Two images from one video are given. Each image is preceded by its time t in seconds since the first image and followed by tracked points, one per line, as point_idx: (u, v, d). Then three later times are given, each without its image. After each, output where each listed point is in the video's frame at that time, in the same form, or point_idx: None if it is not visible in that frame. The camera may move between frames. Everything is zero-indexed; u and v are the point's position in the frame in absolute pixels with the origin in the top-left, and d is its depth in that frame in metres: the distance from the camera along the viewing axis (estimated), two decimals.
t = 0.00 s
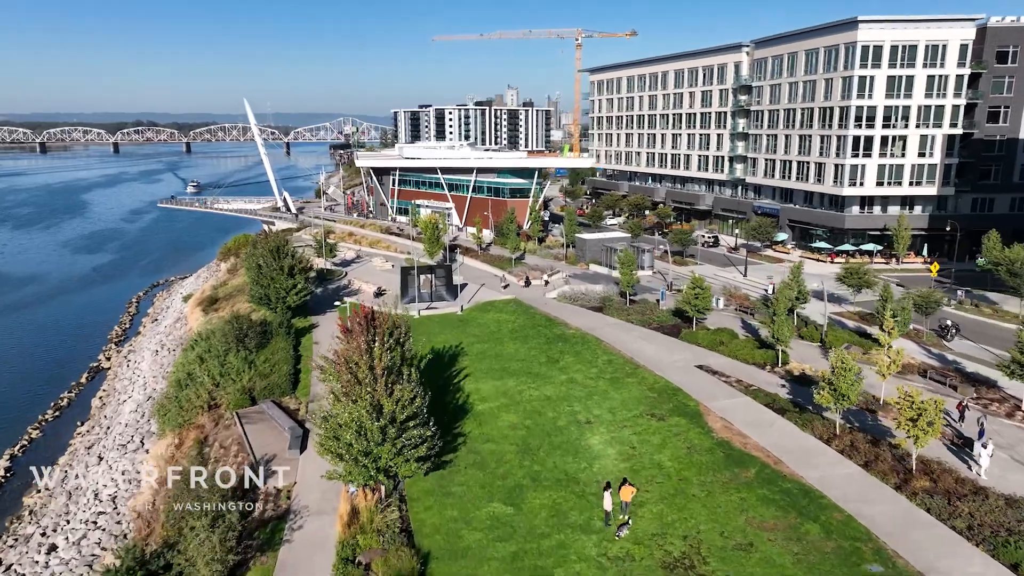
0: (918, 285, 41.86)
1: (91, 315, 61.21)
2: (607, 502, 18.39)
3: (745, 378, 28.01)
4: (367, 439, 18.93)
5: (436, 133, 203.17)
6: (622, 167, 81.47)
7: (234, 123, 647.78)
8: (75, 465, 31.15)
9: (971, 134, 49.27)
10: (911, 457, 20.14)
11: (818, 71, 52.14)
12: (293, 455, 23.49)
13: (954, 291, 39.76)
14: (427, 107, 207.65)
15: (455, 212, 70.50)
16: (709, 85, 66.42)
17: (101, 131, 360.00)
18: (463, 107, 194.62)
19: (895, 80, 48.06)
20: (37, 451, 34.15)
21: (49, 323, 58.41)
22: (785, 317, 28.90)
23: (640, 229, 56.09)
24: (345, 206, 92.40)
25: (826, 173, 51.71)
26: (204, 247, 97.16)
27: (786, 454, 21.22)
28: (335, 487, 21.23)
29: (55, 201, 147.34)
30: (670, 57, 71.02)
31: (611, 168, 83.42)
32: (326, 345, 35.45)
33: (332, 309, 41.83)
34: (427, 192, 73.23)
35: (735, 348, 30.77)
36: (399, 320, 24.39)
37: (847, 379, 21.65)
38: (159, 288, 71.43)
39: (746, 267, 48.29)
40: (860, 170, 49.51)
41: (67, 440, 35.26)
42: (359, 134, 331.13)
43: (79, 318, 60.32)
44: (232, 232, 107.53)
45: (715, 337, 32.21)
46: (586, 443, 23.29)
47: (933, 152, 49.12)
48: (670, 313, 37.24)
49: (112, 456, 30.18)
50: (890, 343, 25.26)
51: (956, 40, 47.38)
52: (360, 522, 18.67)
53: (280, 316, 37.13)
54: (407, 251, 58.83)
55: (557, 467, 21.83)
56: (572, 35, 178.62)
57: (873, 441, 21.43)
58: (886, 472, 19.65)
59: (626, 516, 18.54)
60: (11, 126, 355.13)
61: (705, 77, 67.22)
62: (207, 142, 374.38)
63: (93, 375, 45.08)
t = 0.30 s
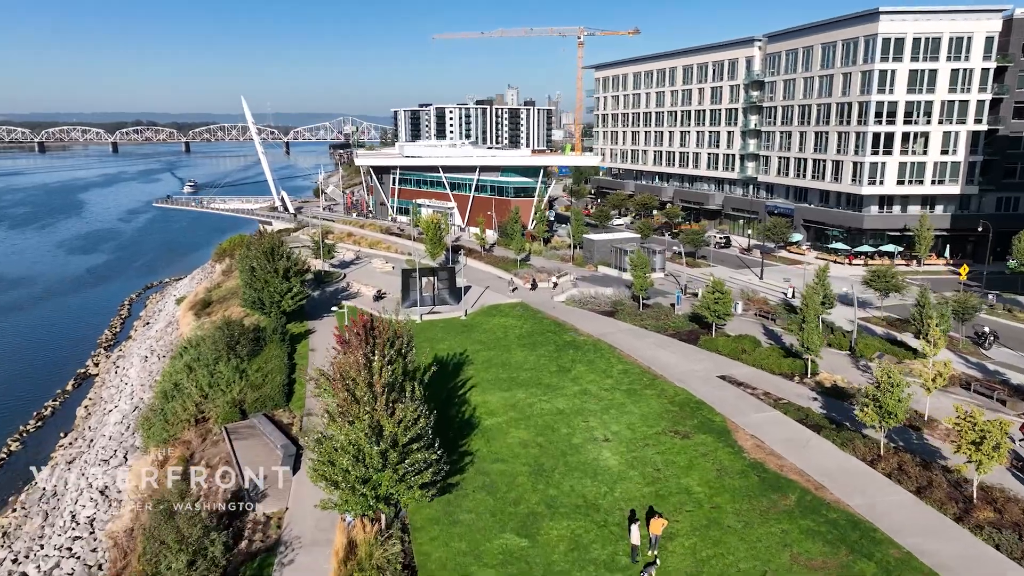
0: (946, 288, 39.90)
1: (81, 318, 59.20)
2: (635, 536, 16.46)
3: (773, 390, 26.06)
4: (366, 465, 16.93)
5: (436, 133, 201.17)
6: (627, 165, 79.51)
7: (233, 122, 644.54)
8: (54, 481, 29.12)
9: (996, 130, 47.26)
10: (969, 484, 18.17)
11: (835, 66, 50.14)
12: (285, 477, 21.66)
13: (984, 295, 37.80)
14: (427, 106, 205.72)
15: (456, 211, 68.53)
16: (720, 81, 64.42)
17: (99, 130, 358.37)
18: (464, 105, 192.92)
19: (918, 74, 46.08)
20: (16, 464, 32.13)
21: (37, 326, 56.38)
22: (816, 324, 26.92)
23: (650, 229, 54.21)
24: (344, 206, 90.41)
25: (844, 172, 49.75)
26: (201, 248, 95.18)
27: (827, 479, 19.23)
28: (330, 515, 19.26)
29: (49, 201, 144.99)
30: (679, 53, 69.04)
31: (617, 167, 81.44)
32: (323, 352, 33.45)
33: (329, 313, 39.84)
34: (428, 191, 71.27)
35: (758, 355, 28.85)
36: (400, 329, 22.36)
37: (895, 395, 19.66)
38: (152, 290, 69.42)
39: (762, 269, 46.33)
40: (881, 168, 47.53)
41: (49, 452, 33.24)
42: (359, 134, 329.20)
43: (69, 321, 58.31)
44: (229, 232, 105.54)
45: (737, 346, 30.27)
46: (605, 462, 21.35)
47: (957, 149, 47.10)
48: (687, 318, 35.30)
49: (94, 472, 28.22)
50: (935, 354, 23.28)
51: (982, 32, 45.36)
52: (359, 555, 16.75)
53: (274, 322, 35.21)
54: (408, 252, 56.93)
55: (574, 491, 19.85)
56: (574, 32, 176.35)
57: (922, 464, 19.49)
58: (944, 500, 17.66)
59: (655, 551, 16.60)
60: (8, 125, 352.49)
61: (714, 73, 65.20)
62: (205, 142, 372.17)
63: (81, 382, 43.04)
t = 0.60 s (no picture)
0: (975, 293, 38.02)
1: (72, 321, 57.20)
2: None
3: (807, 405, 24.12)
4: (367, 499, 14.99)
5: (437, 132, 199.21)
6: (634, 164, 77.59)
7: (232, 122, 642.46)
8: (31, 501, 27.10)
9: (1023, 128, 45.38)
10: None
11: (855, 60, 48.18)
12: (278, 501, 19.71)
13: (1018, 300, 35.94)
14: (428, 105, 203.78)
15: (460, 212, 66.61)
16: (731, 77, 62.49)
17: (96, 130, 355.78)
18: (465, 104, 191.01)
19: (943, 69, 44.16)
20: None
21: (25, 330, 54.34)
22: (852, 334, 24.95)
23: (660, 230, 52.38)
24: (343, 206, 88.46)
25: (864, 171, 47.83)
26: (198, 248, 93.21)
27: (881, 510, 17.28)
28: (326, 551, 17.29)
29: (45, 200, 142.86)
30: (688, 49, 67.10)
31: (623, 166, 79.51)
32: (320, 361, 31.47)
33: (327, 319, 37.89)
34: (430, 191, 69.33)
35: (785, 364, 26.94)
36: (404, 341, 20.37)
37: (956, 417, 17.68)
38: (146, 292, 67.41)
39: (780, 273, 44.43)
40: (903, 167, 45.61)
41: (28, 467, 31.21)
42: (358, 133, 327.09)
43: (59, 323, 56.30)
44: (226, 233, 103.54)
45: (763, 355, 28.31)
46: (629, 488, 19.43)
47: (982, 147, 45.20)
48: (707, 325, 33.36)
49: (74, 492, 26.25)
50: (989, 369, 21.30)
51: (1009, 25, 43.47)
52: None
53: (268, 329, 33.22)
54: (410, 253, 55.05)
55: (598, 522, 17.92)
56: (576, 30, 174.26)
57: (984, 493, 17.55)
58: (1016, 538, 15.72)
59: None
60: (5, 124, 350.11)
61: (726, 69, 63.27)
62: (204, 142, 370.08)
63: (67, 390, 40.95)
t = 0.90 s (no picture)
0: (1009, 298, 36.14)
1: (63, 325, 55.21)
2: None
3: (848, 423, 22.20)
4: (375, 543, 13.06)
5: (438, 131, 197.36)
6: (643, 164, 75.69)
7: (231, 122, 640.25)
8: (9, 523, 25.17)
9: None
10: None
11: (878, 54, 46.25)
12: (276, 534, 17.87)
13: None
14: (429, 104, 201.83)
15: (464, 212, 64.74)
16: (745, 73, 60.61)
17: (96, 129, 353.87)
18: (466, 104, 189.30)
19: (971, 63, 42.30)
20: None
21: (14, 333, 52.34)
22: (898, 346, 22.98)
23: (674, 231, 50.62)
24: (344, 206, 86.52)
25: (887, 170, 45.92)
26: (196, 249, 91.24)
27: (949, 547, 15.44)
28: None
29: (41, 200, 140.74)
30: (699, 44, 65.19)
31: (632, 165, 77.63)
32: (321, 370, 29.53)
33: (328, 325, 36.03)
34: (434, 190, 67.41)
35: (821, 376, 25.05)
36: (414, 358, 18.47)
37: None
38: (141, 295, 65.42)
39: (801, 276, 42.56)
40: (929, 166, 43.71)
41: (9, 484, 29.19)
42: (359, 133, 325.16)
43: (50, 326, 54.32)
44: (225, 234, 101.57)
45: (796, 367, 26.38)
46: (663, 518, 17.60)
47: (1012, 146, 43.34)
48: (731, 333, 31.44)
49: (55, 514, 24.33)
50: None
51: None
52: None
53: (266, 337, 31.30)
54: (414, 255, 53.22)
55: (631, 561, 16.07)
56: (580, 29, 172.07)
57: None
58: None
59: None
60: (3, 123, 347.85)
61: (739, 65, 61.38)
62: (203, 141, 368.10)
63: (55, 399, 38.90)
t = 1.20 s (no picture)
0: None
1: (57, 330, 53.30)
2: None
3: (901, 444, 20.38)
4: None
5: (439, 131, 195.42)
6: (653, 164, 73.89)
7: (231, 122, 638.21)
8: None
9: None
10: None
11: (904, 50, 44.56)
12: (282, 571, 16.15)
13: None
14: (430, 104, 199.94)
15: (471, 214, 62.95)
16: (760, 70, 58.82)
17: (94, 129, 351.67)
18: (468, 103, 187.38)
19: (1003, 58, 40.65)
20: None
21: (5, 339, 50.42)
22: (955, 361, 21.12)
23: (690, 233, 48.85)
24: (346, 207, 84.67)
25: (912, 169, 44.17)
26: (194, 250, 89.36)
27: None
28: None
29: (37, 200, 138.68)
30: (712, 41, 63.43)
31: (641, 166, 75.84)
32: (326, 382, 27.70)
33: (333, 333, 34.20)
34: (439, 191, 65.62)
35: (867, 391, 23.22)
36: (433, 381, 16.63)
37: None
38: (138, 299, 63.51)
39: (825, 281, 40.76)
40: (958, 165, 42.00)
41: None
42: (359, 133, 323.39)
43: (42, 331, 52.42)
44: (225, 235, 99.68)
45: (837, 381, 24.55)
46: (712, 557, 15.82)
47: None
48: (761, 343, 29.60)
49: (40, 542, 22.46)
50: None
51: None
52: None
53: (267, 347, 29.51)
54: (420, 258, 51.45)
55: None
56: (583, 27, 170.09)
57: None
58: None
59: None
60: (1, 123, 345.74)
61: (754, 62, 59.58)
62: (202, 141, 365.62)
63: (46, 409, 36.86)
